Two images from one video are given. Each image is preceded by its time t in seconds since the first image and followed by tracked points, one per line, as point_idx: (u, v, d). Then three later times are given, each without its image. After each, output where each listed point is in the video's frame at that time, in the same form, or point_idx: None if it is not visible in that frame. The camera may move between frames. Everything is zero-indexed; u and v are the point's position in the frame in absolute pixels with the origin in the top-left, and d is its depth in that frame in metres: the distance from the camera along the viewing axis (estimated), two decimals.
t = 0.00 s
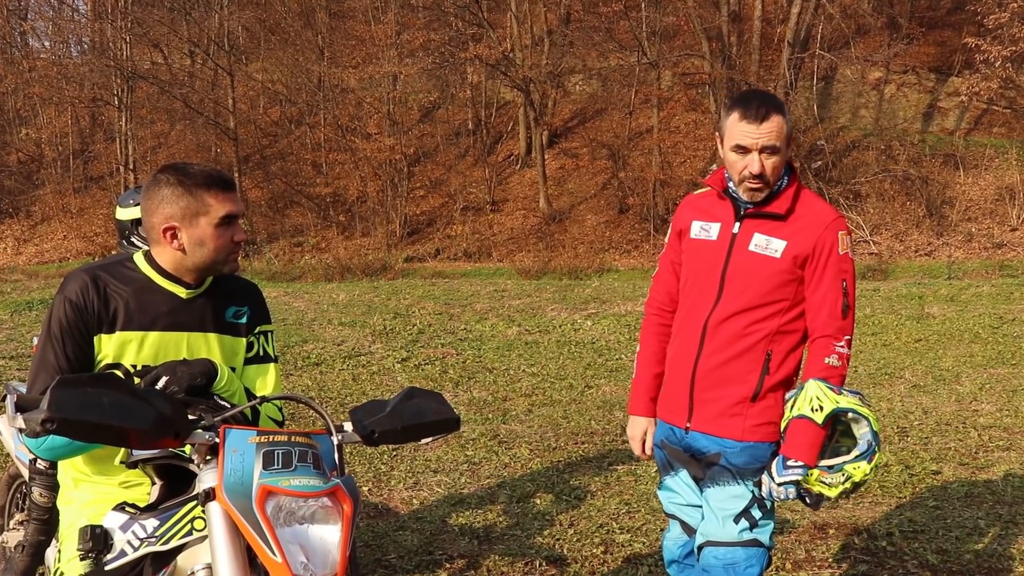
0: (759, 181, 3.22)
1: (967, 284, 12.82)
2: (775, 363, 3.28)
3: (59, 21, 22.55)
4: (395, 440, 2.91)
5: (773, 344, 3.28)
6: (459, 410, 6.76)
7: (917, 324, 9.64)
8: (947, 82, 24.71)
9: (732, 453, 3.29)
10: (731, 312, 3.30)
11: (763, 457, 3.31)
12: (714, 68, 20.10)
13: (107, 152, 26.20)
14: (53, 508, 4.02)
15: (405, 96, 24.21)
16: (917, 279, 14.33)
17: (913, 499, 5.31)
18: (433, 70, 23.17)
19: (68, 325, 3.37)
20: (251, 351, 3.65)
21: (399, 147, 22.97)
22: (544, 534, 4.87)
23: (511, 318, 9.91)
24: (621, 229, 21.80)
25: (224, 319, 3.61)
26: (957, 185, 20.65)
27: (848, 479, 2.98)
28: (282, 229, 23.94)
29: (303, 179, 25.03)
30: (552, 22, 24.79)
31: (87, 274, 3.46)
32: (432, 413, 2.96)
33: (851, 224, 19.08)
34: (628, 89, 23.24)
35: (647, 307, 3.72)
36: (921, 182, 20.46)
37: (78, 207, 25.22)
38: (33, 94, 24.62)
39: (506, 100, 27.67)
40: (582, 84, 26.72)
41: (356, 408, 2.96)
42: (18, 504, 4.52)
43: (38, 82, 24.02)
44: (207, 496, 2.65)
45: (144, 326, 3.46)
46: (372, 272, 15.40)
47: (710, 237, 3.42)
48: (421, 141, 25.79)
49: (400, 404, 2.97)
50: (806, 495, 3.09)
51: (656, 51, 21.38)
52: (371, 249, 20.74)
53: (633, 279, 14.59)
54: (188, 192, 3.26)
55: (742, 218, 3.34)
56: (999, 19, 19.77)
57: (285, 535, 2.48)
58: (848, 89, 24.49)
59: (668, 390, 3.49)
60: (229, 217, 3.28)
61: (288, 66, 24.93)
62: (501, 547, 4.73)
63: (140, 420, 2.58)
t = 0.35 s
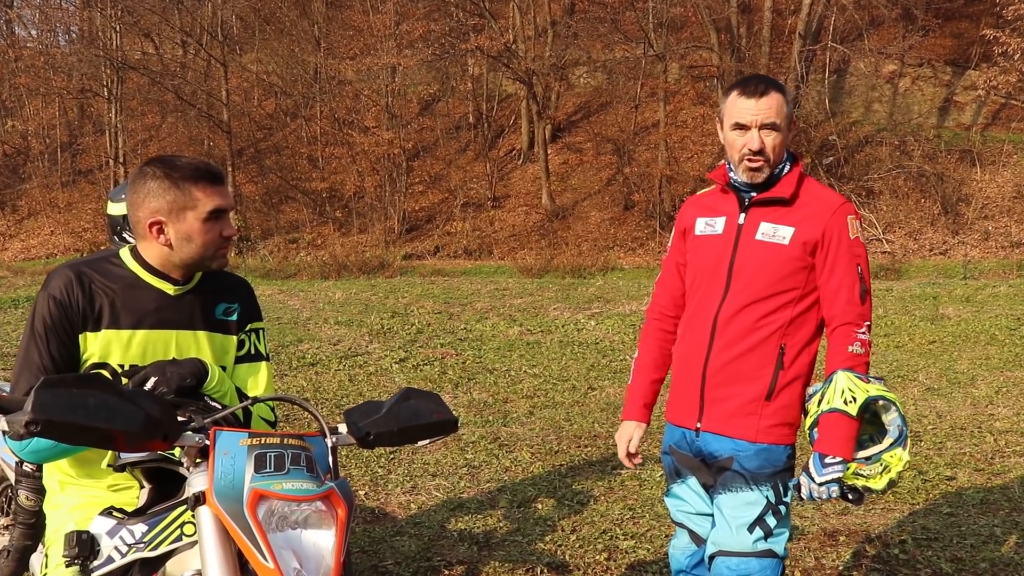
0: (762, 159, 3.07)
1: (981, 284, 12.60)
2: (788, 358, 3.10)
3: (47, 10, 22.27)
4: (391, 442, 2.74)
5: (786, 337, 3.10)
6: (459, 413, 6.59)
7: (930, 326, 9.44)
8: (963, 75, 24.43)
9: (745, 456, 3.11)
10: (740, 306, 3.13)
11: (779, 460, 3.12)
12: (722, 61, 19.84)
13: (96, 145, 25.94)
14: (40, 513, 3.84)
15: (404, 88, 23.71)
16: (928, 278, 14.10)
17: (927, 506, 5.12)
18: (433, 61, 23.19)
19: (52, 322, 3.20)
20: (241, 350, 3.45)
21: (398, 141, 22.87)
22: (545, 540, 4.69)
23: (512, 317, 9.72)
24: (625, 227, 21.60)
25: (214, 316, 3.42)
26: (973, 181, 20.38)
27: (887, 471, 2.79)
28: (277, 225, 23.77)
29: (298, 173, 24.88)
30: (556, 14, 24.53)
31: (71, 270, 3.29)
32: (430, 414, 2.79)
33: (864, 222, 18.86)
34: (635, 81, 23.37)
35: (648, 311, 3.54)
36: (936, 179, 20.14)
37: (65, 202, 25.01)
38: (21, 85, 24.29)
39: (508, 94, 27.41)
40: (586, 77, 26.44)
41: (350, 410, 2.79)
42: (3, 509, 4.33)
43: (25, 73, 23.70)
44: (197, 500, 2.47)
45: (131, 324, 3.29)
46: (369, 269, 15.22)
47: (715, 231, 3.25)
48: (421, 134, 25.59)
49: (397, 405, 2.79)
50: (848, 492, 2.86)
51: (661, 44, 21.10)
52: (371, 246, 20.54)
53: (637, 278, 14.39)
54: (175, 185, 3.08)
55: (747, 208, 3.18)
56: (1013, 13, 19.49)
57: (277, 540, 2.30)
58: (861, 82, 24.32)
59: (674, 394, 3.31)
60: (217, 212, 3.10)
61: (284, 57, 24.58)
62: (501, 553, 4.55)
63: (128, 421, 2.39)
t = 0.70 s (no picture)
0: (761, 156, 3.01)
1: (989, 284, 12.50)
2: (793, 357, 3.01)
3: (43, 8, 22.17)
4: (388, 444, 2.68)
5: (792, 336, 3.02)
6: (460, 414, 6.53)
7: (938, 326, 9.36)
8: (971, 73, 24.25)
9: (751, 458, 3.04)
10: (744, 305, 3.06)
11: (785, 462, 3.04)
12: (726, 58, 19.72)
13: (93, 143, 25.86)
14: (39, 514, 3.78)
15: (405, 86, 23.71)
16: (934, 278, 14.02)
17: (934, 509, 5.04)
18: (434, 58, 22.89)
19: (41, 322, 3.14)
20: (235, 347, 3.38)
21: (399, 140, 22.73)
22: (547, 543, 4.62)
23: (514, 318, 9.65)
24: (629, 227, 21.54)
25: (204, 314, 3.36)
26: (981, 179, 20.27)
27: (877, 469, 2.73)
28: (276, 225, 23.91)
29: (298, 172, 24.89)
30: (558, 11, 24.41)
31: (59, 270, 3.23)
32: (428, 414, 2.72)
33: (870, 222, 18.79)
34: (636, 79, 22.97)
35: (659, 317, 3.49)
36: (943, 178, 20.01)
37: (62, 201, 25.01)
38: (17, 84, 24.17)
39: (510, 91, 27.31)
40: (589, 75, 26.32)
41: (346, 410, 2.72)
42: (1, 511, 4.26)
43: (20, 71, 23.58)
44: (191, 504, 2.41)
45: (121, 323, 3.23)
46: (369, 269, 15.17)
47: (719, 233, 3.19)
48: (421, 133, 25.43)
49: (392, 406, 2.72)
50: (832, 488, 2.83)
51: (665, 41, 20.98)
52: (371, 246, 20.49)
53: (640, 278, 14.31)
54: (157, 182, 3.06)
55: (749, 207, 3.12)
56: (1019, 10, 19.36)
57: (271, 543, 2.24)
58: (867, 80, 24.18)
59: (682, 397, 3.26)
60: (201, 209, 3.07)
61: (282, 55, 24.49)
62: (503, 556, 4.49)
63: (119, 425, 2.32)
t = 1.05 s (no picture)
0: (771, 155, 3.01)
1: (997, 282, 12.46)
2: (801, 356, 3.00)
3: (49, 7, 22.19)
4: (392, 439, 2.67)
5: (799, 335, 3.01)
6: (466, 413, 6.53)
7: (945, 325, 9.33)
8: (979, 70, 24.13)
9: (756, 457, 3.03)
10: (751, 304, 3.06)
11: (791, 461, 3.03)
12: (733, 56, 19.67)
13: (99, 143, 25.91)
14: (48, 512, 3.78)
15: (410, 84, 23.73)
16: (943, 277, 13.99)
17: (941, 508, 5.03)
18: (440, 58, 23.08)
19: (36, 300, 3.15)
20: (247, 315, 3.40)
21: (405, 139, 22.71)
22: (554, 542, 4.62)
23: (520, 317, 9.65)
24: (635, 225, 21.54)
25: (200, 292, 3.35)
26: (988, 177, 20.23)
27: (900, 465, 2.72)
28: (282, 224, 23.93)
29: (303, 171, 24.94)
30: (564, 9, 24.37)
31: (53, 247, 3.24)
32: (434, 410, 2.73)
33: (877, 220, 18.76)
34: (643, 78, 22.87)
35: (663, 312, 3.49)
36: (951, 176, 19.95)
37: (69, 201, 25.09)
38: (22, 83, 24.19)
39: (516, 89, 27.29)
40: (595, 73, 26.26)
41: (350, 406, 2.73)
42: (10, 508, 4.23)
43: (26, 70, 23.58)
44: (195, 500, 2.39)
45: (114, 302, 3.24)
46: (375, 268, 15.18)
47: (728, 231, 3.18)
48: (427, 132, 25.40)
49: (397, 401, 2.72)
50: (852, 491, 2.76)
51: (671, 39, 20.92)
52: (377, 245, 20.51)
53: (646, 277, 14.31)
54: (149, 170, 3.04)
55: (759, 206, 3.11)
56: None
57: (275, 540, 2.23)
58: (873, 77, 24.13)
59: (688, 395, 3.25)
60: (187, 206, 3.06)
61: (288, 54, 24.51)
62: (509, 554, 4.48)
63: (123, 422, 2.33)
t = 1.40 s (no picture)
0: (762, 157, 3.03)
1: (1010, 281, 12.40)
2: (812, 355, 2.99)
3: (61, 7, 22.27)
4: (406, 437, 2.67)
5: (810, 334, 2.99)
6: (477, 412, 6.53)
7: (958, 323, 9.28)
8: (991, 67, 24.01)
9: (767, 455, 3.02)
10: (762, 302, 3.05)
11: (802, 461, 3.02)
12: (743, 54, 19.61)
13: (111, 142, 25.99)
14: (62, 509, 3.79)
15: (421, 83, 23.74)
16: (956, 275, 13.94)
17: (954, 507, 5.00)
18: (450, 56, 23.11)
19: (59, 299, 3.15)
20: (265, 318, 3.40)
21: (415, 138, 22.75)
22: (565, 541, 4.61)
23: (531, 316, 9.63)
24: (646, 223, 21.51)
25: (220, 291, 3.36)
26: (1001, 175, 20.18)
27: (909, 466, 2.71)
28: (293, 222, 23.94)
29: (314, 170, 24.96)
30: (574, 7, 24.34)
31: (77, 247, 3.25)
32: (448, 408, 2.73)
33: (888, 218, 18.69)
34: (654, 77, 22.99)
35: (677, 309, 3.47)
36: (964, 174, 19.87)
37: (80, 200, 25.21)
38: (34, 82, 24.28)
39: (526, 88, 27.25)
40: (605, 72, 26.23)
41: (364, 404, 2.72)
42: (23, 506, 4.25)
43: (39, 70, 23.66)
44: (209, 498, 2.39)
45: (136, 301, 3.24)
46: (386, 267, 15.18)
47: (740, 230, 3.17)
48: (437, 130, 25.39)
49: (411, 399, 2.72)
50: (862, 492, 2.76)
51: (682, 37, 20.89)
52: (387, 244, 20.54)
53: (657, 276, 14.28)
54: (162, 164, 3.09)
55: (770, 205, 3.10)
56: None
57: (289, 538, 2.24)
58: (885, 75, 24.04)
59: (699, 393, 3.24)
60: (203, 194, 3.10)
61: (299, 54, 24.55)
62: (521, 553, 4.48)
63: (136, 420, 2.32)
